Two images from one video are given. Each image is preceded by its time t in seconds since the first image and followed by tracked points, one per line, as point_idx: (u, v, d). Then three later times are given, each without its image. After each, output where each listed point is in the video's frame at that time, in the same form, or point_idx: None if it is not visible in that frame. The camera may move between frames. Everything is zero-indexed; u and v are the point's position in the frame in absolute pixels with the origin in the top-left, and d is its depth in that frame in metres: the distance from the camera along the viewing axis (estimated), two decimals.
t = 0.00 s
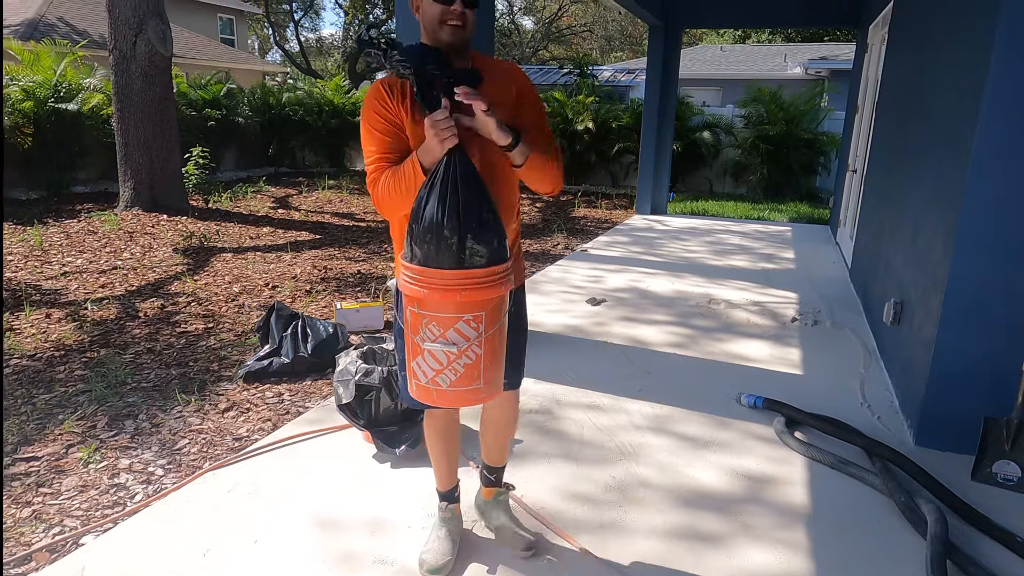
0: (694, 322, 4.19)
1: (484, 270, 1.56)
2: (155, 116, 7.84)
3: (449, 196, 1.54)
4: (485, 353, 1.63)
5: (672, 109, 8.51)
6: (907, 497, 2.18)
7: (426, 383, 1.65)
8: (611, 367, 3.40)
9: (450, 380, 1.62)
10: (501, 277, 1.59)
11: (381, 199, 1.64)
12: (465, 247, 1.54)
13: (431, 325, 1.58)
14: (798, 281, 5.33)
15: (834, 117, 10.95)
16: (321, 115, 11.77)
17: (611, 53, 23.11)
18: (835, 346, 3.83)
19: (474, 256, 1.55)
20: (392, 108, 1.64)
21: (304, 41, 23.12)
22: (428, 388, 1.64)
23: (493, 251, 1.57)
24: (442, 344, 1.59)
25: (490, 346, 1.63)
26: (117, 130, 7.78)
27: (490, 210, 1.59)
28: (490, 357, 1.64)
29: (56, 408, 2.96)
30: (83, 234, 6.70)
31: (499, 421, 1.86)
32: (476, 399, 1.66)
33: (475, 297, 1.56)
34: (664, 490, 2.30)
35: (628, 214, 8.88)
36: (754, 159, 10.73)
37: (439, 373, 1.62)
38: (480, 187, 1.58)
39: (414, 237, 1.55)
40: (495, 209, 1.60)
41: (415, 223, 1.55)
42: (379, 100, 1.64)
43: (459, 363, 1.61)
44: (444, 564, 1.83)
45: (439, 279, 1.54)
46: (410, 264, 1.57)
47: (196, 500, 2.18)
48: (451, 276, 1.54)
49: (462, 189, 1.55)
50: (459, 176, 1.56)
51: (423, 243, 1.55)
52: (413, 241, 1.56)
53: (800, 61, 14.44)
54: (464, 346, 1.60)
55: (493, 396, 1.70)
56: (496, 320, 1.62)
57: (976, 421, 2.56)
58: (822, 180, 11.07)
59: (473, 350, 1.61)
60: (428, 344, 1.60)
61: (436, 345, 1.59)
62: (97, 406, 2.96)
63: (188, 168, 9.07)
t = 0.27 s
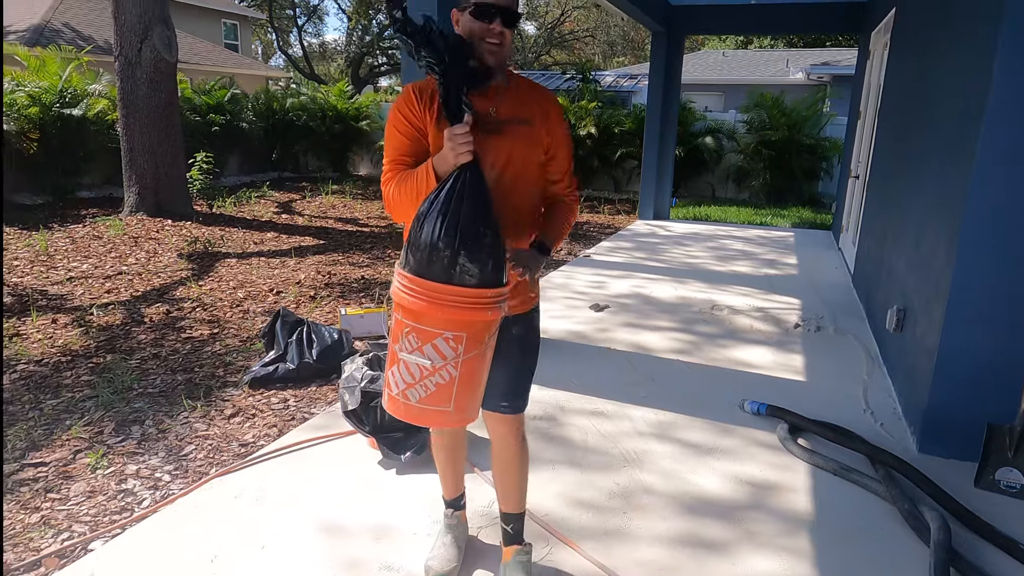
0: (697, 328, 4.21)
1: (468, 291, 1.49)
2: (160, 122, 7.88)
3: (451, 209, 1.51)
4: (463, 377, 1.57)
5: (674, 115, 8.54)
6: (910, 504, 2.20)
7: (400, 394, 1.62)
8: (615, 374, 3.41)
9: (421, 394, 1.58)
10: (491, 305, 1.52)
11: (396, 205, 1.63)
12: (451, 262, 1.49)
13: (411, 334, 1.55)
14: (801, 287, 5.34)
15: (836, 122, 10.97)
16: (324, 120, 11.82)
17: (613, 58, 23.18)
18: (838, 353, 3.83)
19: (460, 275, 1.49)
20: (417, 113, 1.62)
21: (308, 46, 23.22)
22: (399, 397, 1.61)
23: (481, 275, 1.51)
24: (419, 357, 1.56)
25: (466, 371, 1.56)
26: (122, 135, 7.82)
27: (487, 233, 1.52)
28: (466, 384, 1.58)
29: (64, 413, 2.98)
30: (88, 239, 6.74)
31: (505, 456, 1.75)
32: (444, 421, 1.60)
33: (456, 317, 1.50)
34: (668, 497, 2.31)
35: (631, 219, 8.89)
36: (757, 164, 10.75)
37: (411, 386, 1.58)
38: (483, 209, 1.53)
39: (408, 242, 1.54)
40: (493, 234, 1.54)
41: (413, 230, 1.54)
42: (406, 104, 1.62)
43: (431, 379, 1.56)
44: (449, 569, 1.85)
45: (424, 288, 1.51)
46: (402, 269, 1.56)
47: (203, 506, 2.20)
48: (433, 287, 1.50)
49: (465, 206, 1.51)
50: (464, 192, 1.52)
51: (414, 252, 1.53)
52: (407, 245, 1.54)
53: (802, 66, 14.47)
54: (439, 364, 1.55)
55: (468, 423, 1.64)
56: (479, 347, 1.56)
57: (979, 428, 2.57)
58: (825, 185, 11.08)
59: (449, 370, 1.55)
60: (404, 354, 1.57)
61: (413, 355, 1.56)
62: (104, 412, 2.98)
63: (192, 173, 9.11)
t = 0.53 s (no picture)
0: (698, 334, 4.24)
1: (454, 345, 1.51)
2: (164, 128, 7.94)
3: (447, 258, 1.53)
4: (457, 427, 1.58)
5: (675, 121, 8.59)
6: (907, 509, 2.23)
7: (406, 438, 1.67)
8: (616, 380, 3.45)
9: (417, 441, 1.61)
10: (480, 360, 1.52)
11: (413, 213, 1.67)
12: (435, 316, 1.51)
13: (409, 383, 1.60)
14: (801, 293, 5.38)
15: (835, 127, 11.02)
16: (326, 125, 11.88)
17: (614, 63, 23.25)
18: (837, 358, 3.87)
19: (446, 329, 1.51)
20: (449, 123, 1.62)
21: (309, 51, 23.30)
22: (401, 441, 1.66)
23: (468, 330, 1.51)
24: (414, 404, 1.60)
25: (459, 422, 1.57)
26: (126, 142, 7.86)
27: (476, 288, 1.52)
28: (460, 434, 1.58)
29: (72, 420, 3.03)
30: (93, 245, 6.79)
31: (515, 472, 1.77)
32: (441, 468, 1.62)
33: (445, 370, 1.53)
34: (668, 502, 2.35)
35: (631, 225, 8.94)
36: (757, 169, 10.81)
37: (410, 430, 1.62)
38: (475, 262, 1.52)
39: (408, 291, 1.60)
40: (484, 289, 1.52)
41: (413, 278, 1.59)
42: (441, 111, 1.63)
43: (425, 428, 1.59)
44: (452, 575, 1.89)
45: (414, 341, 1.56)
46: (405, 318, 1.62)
47: (212, 511, 2.24)
48: (420, 340, 1.54)
49: (458, 258, 1.52)
50: (458, 244, 1.53)
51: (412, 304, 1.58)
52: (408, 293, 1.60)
53: (802, 71, 14.54)
54: (432, 413, 1.57)
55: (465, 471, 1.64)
56: (471, 400, 1.56)
57: (974, 434, 2.61)
58: (824, 189, 11.12)
59: (441, 421, 1.57)
60: (406, 401, 1.62)
61: (410, 402, 1.60)
62: (111, 418, 3.02)
63: (195, 179, 9.17)
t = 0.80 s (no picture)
0: (696, 333, 4.29)
1: (446, 367, 1.53)
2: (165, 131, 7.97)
3: (446, 285, 1.58)
4: (461, 448, 1.58)
5: (674, 122, 8.63)
6: (899, 502, 2.28)
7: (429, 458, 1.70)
8: (615, 378, 3.50)
9: (428, 461, 1.64)
10: (475, 382, 1.52)
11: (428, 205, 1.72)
12: (429, 340, 1.55)
13: (418, 405, 1.64)
14: (798, 292, 5.42)
15: (833, 128, 11.06)
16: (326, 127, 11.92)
17: (613, 64, 23.29)
18: (833, 357, 3.92)
19: (442, 352, 1.53)
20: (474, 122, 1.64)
21: (309, 53, 23.35)
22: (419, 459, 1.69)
23: (461, 353, 1.52)
24: (424, 425, 1.62)
25: (462, 442, 1.57)
26: (128, 144, 7.91)
27: (469, 313, 1.53)
28: (465, 454, 1.58)
29: (79, 418, 3.07)
30: (95, 247, 6.83)
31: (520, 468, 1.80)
32: (453, 488, 1.62)
33: (443, 391, 1.54)
34: (665, 496, 2.40)
35: (630, 225, 8.98)
36: (755, 169, 10.86)
37: (424, 450, 1.65)
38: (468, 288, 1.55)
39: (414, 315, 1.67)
40: (478, 313, 1.53)
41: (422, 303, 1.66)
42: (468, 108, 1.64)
43: (433, 447, 1.61)
44: (453, 567, 1.92)
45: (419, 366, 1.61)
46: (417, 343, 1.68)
47: (218, 506, 2.29)
48: (422, 363, 1.57)
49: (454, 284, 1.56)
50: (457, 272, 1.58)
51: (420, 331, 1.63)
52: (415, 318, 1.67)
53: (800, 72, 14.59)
54: (437, 433, 1.58)
55: (473, 492, 1.62)
56: (471, 422, 1.55)
57: (967, 430, 2.65)
58: (823, 190, 11.17)
59: (444, 442, 1.58)
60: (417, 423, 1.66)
61: (420, 422, 1.63)
62: (118, 417, 3.07)
63: (196, 181, 9.21)
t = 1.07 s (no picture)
0: (690, 331, 4.37)
1: (433, 374, 1.58)
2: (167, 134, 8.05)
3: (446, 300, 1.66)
4: (444, 455, 1.61)
5: (670, 124, 8.72)
6: (882, 491, 2.37)
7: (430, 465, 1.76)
8: (610, 375, 3.58)
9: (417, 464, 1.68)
10: (458, 392, 1.56)
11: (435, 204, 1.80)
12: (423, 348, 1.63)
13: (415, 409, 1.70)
14: (791, 291, 5.51)
15: (828, 129, 11.16)
16: (325, 129, 12.00)
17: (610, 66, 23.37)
18: (824, 353, 4.00)
19: (433, 359, 1.60)
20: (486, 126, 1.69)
21: (307, 55, 23.44)
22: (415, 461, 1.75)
23: (446, 364, 1.57)
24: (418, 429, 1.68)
25: (444, 448, 1.60)
26: (129, 146, 7.98)
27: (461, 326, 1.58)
28: (447, 462, 1.60)
29: (87, 414, 3.15)
30: (97, 249, 6.90)
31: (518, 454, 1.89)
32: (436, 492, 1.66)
33: (429, 395, 1.60)
34: (657, 486, 2.48)
35: (627, 226, 9.07)
36: (751, 171, 10.96)
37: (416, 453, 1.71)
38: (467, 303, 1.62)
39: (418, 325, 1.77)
40: (469, 327, 1.58)
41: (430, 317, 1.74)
42: (483, 111, 1.70)
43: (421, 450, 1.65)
44: (450, 552, 2.00)
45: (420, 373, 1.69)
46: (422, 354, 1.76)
47: (225, 496, 2.37)
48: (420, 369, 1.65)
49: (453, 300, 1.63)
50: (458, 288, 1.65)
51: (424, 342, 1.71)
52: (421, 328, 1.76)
53: (796, 74, 14.70)
54: (426, 436, 1.64)
55: (455, 500, 1.65)
56: (452, 431, 1.58)
57: (950, 422, 2.74)
58: (818, 191, 11.27)
59: (431, 446, 1.63)
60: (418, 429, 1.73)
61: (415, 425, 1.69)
62: (125, 413, 3.15)
63: (197, 183, 9.28)
